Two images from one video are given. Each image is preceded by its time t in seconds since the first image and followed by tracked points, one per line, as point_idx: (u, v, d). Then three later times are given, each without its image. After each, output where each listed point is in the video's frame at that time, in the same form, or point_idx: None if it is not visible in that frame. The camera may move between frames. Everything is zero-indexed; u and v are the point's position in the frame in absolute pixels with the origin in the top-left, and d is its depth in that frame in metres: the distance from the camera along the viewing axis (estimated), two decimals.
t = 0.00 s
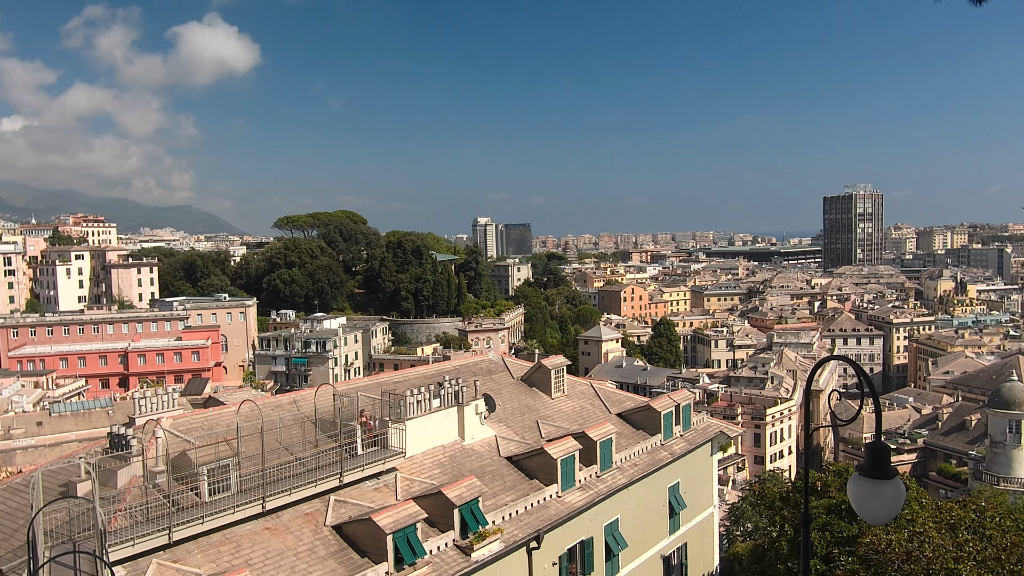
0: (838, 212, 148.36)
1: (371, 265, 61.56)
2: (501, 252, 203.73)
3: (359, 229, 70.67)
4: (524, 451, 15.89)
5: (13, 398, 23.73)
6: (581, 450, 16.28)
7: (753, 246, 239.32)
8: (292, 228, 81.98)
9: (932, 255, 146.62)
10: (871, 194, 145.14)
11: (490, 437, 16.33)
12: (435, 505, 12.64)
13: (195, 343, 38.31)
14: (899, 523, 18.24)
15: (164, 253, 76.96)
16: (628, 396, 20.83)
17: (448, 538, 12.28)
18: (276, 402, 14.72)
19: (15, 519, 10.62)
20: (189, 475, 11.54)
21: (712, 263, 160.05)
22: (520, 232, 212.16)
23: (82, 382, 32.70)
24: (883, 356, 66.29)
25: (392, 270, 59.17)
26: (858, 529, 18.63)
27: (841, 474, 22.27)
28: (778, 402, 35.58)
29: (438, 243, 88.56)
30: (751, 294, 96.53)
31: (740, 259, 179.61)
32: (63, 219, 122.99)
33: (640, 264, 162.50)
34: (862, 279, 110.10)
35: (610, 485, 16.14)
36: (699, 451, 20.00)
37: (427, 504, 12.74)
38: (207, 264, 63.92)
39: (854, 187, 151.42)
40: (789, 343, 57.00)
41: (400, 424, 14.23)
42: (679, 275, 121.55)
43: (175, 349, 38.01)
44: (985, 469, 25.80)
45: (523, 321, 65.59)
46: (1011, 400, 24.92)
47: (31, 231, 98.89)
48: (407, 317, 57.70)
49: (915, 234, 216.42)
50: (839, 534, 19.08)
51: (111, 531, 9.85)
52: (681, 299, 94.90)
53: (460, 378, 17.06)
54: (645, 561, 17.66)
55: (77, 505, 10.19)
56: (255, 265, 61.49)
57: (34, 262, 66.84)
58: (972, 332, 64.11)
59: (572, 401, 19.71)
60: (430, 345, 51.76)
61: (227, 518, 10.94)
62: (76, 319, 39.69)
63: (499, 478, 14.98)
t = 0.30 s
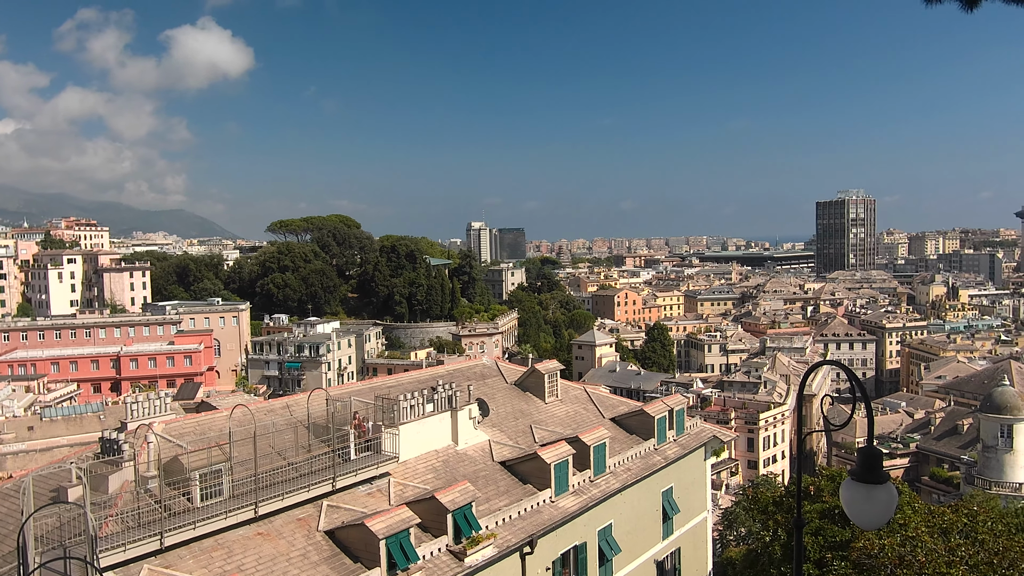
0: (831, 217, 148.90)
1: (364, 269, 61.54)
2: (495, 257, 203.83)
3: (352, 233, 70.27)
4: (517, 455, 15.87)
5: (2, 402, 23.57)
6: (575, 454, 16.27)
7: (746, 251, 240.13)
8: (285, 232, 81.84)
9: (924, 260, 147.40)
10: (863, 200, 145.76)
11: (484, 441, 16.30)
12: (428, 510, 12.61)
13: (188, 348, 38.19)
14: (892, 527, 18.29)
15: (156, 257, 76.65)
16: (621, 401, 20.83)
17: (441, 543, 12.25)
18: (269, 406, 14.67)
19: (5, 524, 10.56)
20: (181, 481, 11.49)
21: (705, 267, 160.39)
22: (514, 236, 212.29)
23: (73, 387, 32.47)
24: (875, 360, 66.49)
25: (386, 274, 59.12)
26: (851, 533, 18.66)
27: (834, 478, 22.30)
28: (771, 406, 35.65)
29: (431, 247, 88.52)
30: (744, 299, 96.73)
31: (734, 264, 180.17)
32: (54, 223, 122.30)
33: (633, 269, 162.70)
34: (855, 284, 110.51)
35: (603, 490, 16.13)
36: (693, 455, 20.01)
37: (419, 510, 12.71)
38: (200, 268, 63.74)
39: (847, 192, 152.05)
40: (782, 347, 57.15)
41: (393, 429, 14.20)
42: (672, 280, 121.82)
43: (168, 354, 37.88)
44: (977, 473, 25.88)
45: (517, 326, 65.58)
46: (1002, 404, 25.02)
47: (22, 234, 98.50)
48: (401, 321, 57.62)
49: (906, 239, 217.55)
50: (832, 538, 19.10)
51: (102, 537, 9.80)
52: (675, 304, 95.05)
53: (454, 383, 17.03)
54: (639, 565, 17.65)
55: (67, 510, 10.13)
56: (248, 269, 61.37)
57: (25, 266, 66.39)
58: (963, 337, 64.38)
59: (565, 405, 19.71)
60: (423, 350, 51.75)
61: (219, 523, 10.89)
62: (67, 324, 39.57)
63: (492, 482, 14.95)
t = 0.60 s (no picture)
0: (824, 219, 149.39)
1: (358, 271, 61.54)
2: (489, 259, 203.75)
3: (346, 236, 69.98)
4: (511, 458, 15.86)
5: None
6: (569, 457, 16.26)
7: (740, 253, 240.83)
8: (279, 234, 81.77)
9: (917, 262, 148.02)
10: (856, 202, 146.28)
11: (478, 444, 16.28)
12: (422, 512, 12.58)
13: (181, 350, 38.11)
14: (885, 528, 18.32)
15: (149, 259, 76.49)
16: (615, 403, 20.85)
17: (435, 546, 12.23)
18: (263, 409, 14.63)
19: None
20: (175, 484, 11.45)
21: (699, 270, 160.78)
22: (508, 238, 212.68)
23: (65, 390, 32.37)
24: (868, 362, 66.66)
25: (380, 276, 59.10)
26: (845, 535, 18.69)
27: (828, 480, 22.34)
28: (765, 408, 35.73)
29: (425, 249, 88.62)
30: (738, 301, 96.93)
31: (728, 266, 180.64)
32: (47, 225, 122.10)
33: (628, 271, 163.05)
34: (848, 286, 110.87)
35: (598, 492, 16.13)
36: (687, 457, 20.02)
37: (413, 512, 12.68)
38: (193, 270, 63.59)
39: (840, 194, 152.59)
40: (775, 349, 57.29)
41: (387, 432, 14.17)
42: (666, 281, 122.11)
43: (161, 356, 37.77)
44: (970, 475, 25.97)
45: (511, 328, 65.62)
46: (994, 406, 25.11)
47: (14, 237, 98.33)
48: (395, 323, 57.57)
49: (899, 241, 218.40)
50: (826, 540, 19.12)
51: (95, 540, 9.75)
52: (669, 306, 95.19)
53: (448, 386, 17.00)
54: (633, 568, 17.65)
55: (60, 514, 10.08)
56: (241, 271, 61.31)
57: (18, 269, 66.26)
58: (956, 339, 64.61)
59: (560, 407, 19.70)
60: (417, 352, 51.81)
61: (212, 526, 10.86)
62: (60, 326, 39.35)
63: (486, 485, 14.93)
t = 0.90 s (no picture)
0: (814, 222, 149.95)
1: (349, 274, 61.45)
2: (481, 262, 203.71)
3: (337, 238, 69.83)
4: (503, 460, 15.85)
5: None
6: (560, 459, 16.27)
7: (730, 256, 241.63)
8: (269, 237, 81.47)
9: (906, 265, 148.76)
10: (846, 205, 146.98)
11: (469, 446, 16.27)
12: (413, 516, 12.54)
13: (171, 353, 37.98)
14: (874, 530, 18.39)
15: (139, 262, 76.07)
16: (606, 405, 20.87)
17: (427, 549, 12.20)
18: (253, 412, 14.58)
19: None
20: (164, 487, 11.40)
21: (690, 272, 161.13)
22: (500, 241, 212.48)
23: (53, 393, 32.14)
24: (858, 365, 66.92)
25: (371, 279, 58.98)
26: (835, 536, 18.75)
27: (818, 482, 22.40)
28: (755, 410, 35.82)
29: (417, 252, 88.53)
30: (728, 304, 97.19)
31: (719, 269, 181.12)
32: (35, 227, 121.07)
33: (619, 274, 163.19)
34: (839, 288, 111.32)
35: (588, 494, 16.13)
36: (677, 460, 20.05)
37: (404, 515, 12.65)
38: (183, 273, 63.28)
39: (830, 197, 153.20)
40: (766, 352, 57.46)
41: (378, 434, 14.13)
42: (657, 284, 122.28)
43: (151, 359, 37.60)
44: (959, 476, 26.10)
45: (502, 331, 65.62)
46: (983, 407, 25.23)
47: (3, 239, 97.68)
48: (386, 326, 57.46)
49: (888, 244, 219.42)
50: (816, 541, 19.16)
51: (83, 544, 9.68)
52: (660, 309, 95.38)
53: (438, 388, 16.98)
54: (623, 570, 17.65)
55: (47, 518, 10.00)
56: (232, 274, 61.11)
57: (6, 272, 65.74)
58: (945, 341, 64.92)
59: (550, 410, 19.70)
60: (409, 355, 51.71)
61: (201, 530, 10.79)
62: (48, 329, 39.09)
63: (477, 487, 14.92)
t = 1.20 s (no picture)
0: (801, 222, 150.75)
1: (337, 274, 61.27)
2: (469, 262, 203.49)
3: (325, 239, 69.27)
4: (491, 461, 15.85)
5: None
6: (548, 459, 16.28)
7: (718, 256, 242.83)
8: (257, 237, 81.10)
9: (892, 265, 149.85)
10: (833, 205, 147.82)
11: (457, 447, 16.25)
12: (401, 517, 12.52)
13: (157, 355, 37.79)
14: (861, 528, 18.51)
15: (124, 262, 75.56)
16: (595, 405, 20.91)
17: (415, 550, 12.17)
18: (240, 414, 14.51)
19: None
20: (150, 490, 11.31)
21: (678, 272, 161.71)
22: (488, 242, 212.35)
23: (37, 395, 31.84)
24: (845, 364, 67.33)
25: (359, 280, 58.86)
26: (822, 534, 18.85)
27: (805, 480, 22.51)
28: (743, 410, 35.98)
29: (406, 253, 88.46)
30: (716, 303, 97.52)
31: (707, 269, 181.82)
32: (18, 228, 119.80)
33: (607, 274, 163.49)
34: (826, 288, 112.00)
35: (577, 494, 16.14)
36: (665, 459, 20.10)
37: (393, 516, 12.61)
38: (169, 274, 62.90)
39: (816, 197, 154.05)
40: (753, 351, 57.72)
41: (366, 435, 14.09)
42: (645, 284, 122.54)
43: (136, 361, 37.38)
44: (944, 474, 26.30)
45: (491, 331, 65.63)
46: (968, 406, 25.18)
47: None
48: (374, 326, 57.37)
49: (873, 244, 220.98)
50: (803, 539, 19.25)
51: (68, 548, 9.59)
52: (648, 309, 95.60)
53: (427, 389, 16.94)
54: (612, 569, 17.67)
55: (31, 522, 9.89)
56: (218, 275, 60.81)
57: None
58: (931, 340, 65.41)
59: (539, 410, 19.71)
60: (397, 355, 51.66)
61: (188, 532, 10.71)
62: (33, 331, 38.83)
63: (466, 488, 14.91)
